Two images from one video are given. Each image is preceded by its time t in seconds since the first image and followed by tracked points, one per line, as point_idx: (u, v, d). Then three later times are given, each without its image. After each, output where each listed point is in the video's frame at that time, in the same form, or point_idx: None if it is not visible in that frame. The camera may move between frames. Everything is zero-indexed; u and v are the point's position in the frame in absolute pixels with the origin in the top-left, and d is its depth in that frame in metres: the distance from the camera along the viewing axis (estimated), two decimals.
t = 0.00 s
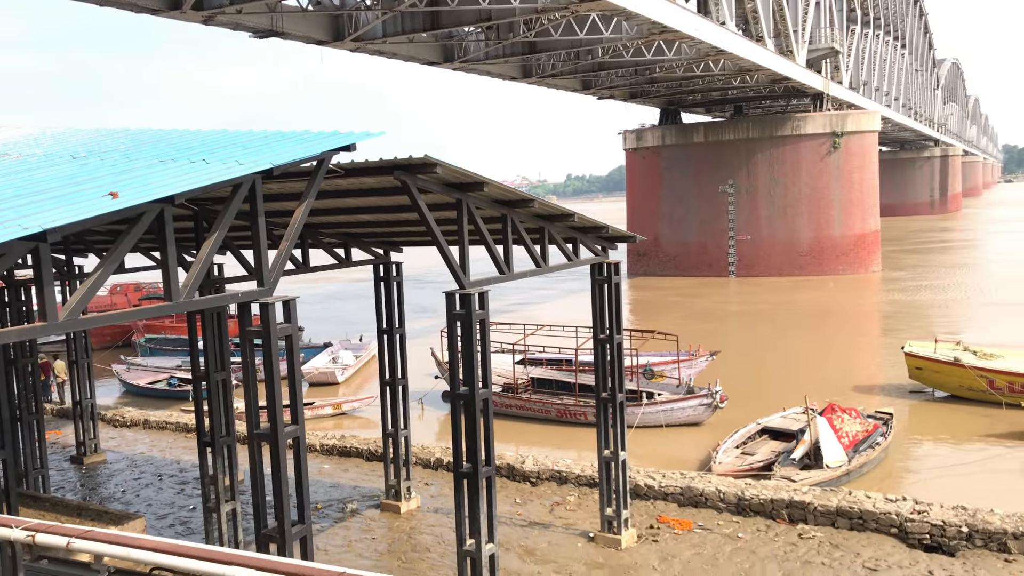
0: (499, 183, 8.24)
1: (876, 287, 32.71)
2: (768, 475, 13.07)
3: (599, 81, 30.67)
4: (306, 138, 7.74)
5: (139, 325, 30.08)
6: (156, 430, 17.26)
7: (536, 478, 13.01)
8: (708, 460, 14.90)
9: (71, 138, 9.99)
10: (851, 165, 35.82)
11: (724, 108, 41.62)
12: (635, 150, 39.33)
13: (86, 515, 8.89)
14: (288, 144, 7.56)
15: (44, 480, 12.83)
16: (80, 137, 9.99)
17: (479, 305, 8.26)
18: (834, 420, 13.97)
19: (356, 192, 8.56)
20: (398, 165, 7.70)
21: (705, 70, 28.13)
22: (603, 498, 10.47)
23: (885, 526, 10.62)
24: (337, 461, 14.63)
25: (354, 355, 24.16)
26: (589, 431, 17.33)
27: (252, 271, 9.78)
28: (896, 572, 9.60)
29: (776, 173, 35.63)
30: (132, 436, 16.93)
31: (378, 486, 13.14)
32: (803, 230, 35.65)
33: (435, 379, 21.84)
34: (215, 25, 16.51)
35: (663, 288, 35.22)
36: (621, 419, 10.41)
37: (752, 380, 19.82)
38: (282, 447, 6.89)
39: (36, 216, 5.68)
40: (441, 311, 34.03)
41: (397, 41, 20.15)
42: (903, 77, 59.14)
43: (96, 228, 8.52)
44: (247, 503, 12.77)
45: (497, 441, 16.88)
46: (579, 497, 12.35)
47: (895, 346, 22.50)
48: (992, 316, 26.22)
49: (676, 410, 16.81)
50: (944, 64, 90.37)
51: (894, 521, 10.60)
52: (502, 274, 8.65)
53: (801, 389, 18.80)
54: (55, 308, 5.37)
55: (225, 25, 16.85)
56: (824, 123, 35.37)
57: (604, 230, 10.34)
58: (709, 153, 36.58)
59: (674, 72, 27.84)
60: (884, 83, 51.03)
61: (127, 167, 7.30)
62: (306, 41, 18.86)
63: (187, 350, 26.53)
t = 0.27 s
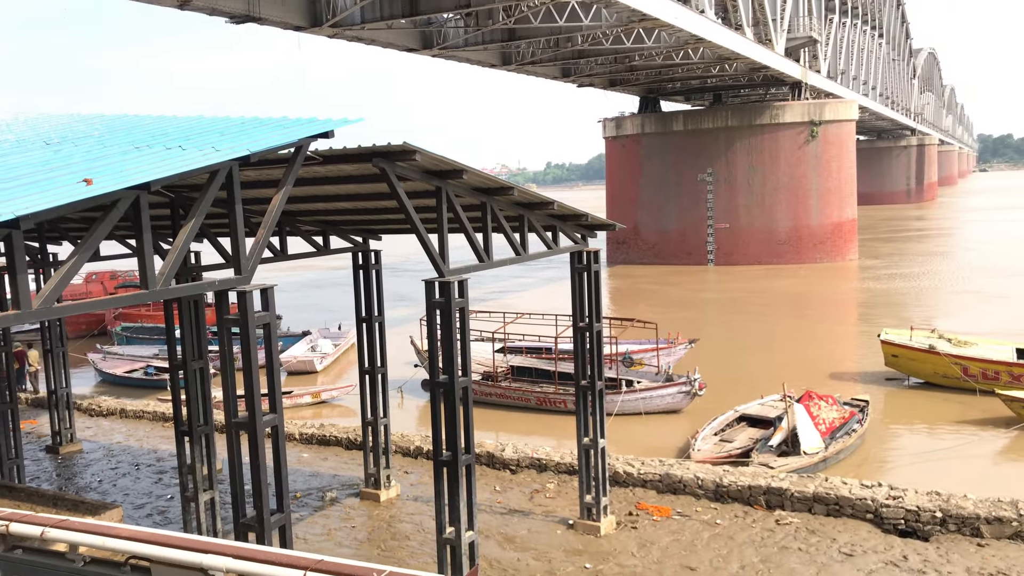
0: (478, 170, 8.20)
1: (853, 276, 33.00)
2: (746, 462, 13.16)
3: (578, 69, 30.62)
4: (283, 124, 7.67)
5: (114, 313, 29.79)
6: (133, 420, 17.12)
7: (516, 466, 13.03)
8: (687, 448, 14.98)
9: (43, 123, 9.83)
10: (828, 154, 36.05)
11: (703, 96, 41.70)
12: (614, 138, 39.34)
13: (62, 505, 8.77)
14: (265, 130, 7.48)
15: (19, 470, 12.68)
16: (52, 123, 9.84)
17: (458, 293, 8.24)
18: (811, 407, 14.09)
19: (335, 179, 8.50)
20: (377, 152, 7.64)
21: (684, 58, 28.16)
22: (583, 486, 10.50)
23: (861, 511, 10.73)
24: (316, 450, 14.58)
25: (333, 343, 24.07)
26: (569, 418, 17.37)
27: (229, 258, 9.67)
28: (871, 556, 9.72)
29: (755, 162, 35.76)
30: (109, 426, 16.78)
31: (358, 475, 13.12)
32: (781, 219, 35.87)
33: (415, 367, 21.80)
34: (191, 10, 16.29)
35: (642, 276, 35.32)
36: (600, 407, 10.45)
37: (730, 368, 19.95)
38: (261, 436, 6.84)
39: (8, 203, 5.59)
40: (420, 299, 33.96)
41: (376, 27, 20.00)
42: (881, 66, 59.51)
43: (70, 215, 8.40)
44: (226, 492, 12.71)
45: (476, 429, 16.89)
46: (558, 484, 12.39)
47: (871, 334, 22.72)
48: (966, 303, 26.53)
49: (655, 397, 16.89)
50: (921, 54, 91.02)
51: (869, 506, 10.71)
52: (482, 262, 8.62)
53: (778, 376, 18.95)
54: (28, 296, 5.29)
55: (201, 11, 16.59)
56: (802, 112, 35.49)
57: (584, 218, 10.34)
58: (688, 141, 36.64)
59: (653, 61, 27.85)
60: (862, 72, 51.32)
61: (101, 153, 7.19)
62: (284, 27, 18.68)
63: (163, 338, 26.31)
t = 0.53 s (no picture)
0: (464, 161, 8.16)
1: (837, 269, 33.17)
2: (730, 454, 13.22)
3: (564, 61, 30.57)
4: (267, 115, 7.62)
5: (96, 305, 29.56)
6: (116, 412, 17.01)
7: (501, 458, 13.03)
8: (672, 440, 15.03)
9: (24, 112, 9.72)
10: (813, 147, 36.16)
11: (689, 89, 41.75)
12: (600, 131, 39.36)
13: (43, 498, 8.79)
14: (249, 120, 7.42)
15: None
16: (33, 112, 9.73)
17: (444, 285, 8.21)
18: (795, 399, 14.16)
19: (319, 170, 8.45)
20: (362, 143, 7.60)
21: (670, 50, 28.16)
22: (568, 477, 10.52)
23: (843, 503, 10.80)
24: (300, 443, 14.53)
25: (317, 336, 23.98)
26: (554, 411, 17.39)
27: (212, 249, 9.60)
28: (854, 548, 9.79)
29: (740, 155, 35.84)
30: (91, 418, 16.67)
31: (342, 467, 13.09)
32: (765, 212, 35.98)
33: (400, 360, 21.76)
34: None
35: (627, 268, 35.37)
36: (585, 399, 10.46)
37: (714, 360, 20.03)
38: (244, 428, 6.80)
39: None
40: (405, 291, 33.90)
41: (360, 17, 19.87)
42: (865, 60, 59.76)
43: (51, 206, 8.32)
44: (210, 484, 12.66)
45: (462, 422, 16.88)
46: (543, 476, 12.40)
47: (855, 327, 22.86)
48: (948, 297, 26.73)
49: (640, 389, 16.94)
50: (905, 48, 91.43)
51: (852, 498, 10.77)
52: (467, 254, 8.59)
53: (762, 369, 19.03)
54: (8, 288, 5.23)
55: None
56: (787, 105, 35.55)
57: (570, 210, 10.30)
58: (673, 134, 36.68)
59: (639, 53, 27.84)
60: (846, 66, 51.53)
61: (83, 143, 7.12)
62: (268, 17, 18.54)
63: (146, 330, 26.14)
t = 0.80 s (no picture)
0: (448, 152, 8.15)
1: (820, 261, 33.36)
2: (713, 445, 13.29)
3: (550, 53, 30.54)
4: (251, 105, 7.58)
5: (77, 296, 29.32)
6: (98, 404, 16.89)
7: (486, 450, 13.05)
8: (655, 431, 15.11)
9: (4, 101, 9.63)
10: (797, 140, 36.29)
11: (673, 81, 41.79)
12: (585, 122, 39.38)
13: (24, 490, 8.74)
14: (231, 110, 7.38)
15: None
16: (13, 101, 9.64)
17: (428, 276, 8.20)
18: (777, 391, 14.24)
19: (303, 161, 8.42)
20: (346, 133, 7.56)
21: (655, 42, 28.16)
22: (552, 469, 10.56)
23: (825, 493, 10.89)
24: (284, 434, 14.49)
25: (301, 328, 23.90)
26: (539, 402, 17.41)
27: (195, 240, 9.55)
28: (835, 537, 9.88)
29: (724, 148, 35.94)
30: (73, 410, 16.55)
31: (326, 459, 13.07)
32: (749, 204, 36.10)
33: (384, 352, 21.72)
34: None
35: (612, 260, 35.43)
36: (569, 390, 10.48)
37: (698, 351, 20.11)
38: (228, 420, 6.78)
39: None
40: (389, 283, 33.83)
41: (345, 7, 19.75)
42: (849, 53, 60.00)
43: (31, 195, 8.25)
44: (193, 476, 12.61)
45: (446, 414, 16.89)
46: (528, 467, 12.43)
47: (838, 319, 23.02)
48: (929, 289, 26.95)
49: (625, 380, 16.99)
50: (888, 42, 91.82)
51: (833, 488, 10.87)
52: (452, 246, 8.58)
53: (745, 360, 19.13)
54: None
55: None
56: (771, 98, 35.66)
57: (554, 202, 10.30)
58: (658, 126, 36.74)
59: (624, 45, 27.84)
60: (831, 59, 51.70)
61: (63, 132, 7.06)
62: (252, 6, 18.40)
63: (129, 322, 25.96)
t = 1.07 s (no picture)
0: (430, 147, 8.11)
1: (800, 255, 33.57)
2: (694, 438, 13.36)
3: (531, 47, 30.49)
4: (230, 98, 7.52)
5: (55, 292, 29.01)
6: (76, 401, 16.74)
7: (468, 444, 13.05)
8: (637, 425, 15.15)
9: None
10: (777, 135, 36.47)
11: (655, 76, 41.88)
12: (567, 117, 39.38)
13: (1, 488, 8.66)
14: (210, 104, 7.32)
15: None
16: None
17: (409, 271, 8.17)
18: (758, 384, 14.32)
19: (283, 155, 8.37)
20: (327, 128, 7.53)
21: (637, 37, 28.17)
22: (534, 463, 10.57)
23: (804, 486, 10.97)
24: (265, 430, 14.43)
25: (282, 323, 23.78)
26: (521, 396, 17.42)
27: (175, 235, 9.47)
28: (815, 529, 9.96)
29: (705, 143, 36.07)
30: (51, 407, 16.38)
31: (308, 455, 13.03)
32: (730, 199, 36.26)
33: (366, 346, 21.65)
34: None
35: (595, 255, 35.48)
36: (551, 384, 10.48)
37: (680, 345, 20.19)
38: (208, 416, 6.73)
39: None
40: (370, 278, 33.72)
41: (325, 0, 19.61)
42: (829, 48, 60.32)
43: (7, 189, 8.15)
44: (173, 473, 12.54)
45: (428, 409, 16.87)
46: (510, 462, 12.45)
47: (818, 313, 23.18)
48: (907, 283, 27.19)
49: (607, 374, 17.03)
50: (867, 38, 92.37)
51: (813, 481, 10.95)
52: (433, 240, 8.55)
53: (727, 354, 19.23)
54: None
55: None
56: (752, 93, 35.80)
57: (536, 197, 10.29)
58: (640, 121, 36.80)
59: (605, 40, 27.86)
60: (811, 54, 51.96)
61: (39, 126, 6.98)
62: None
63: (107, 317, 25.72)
